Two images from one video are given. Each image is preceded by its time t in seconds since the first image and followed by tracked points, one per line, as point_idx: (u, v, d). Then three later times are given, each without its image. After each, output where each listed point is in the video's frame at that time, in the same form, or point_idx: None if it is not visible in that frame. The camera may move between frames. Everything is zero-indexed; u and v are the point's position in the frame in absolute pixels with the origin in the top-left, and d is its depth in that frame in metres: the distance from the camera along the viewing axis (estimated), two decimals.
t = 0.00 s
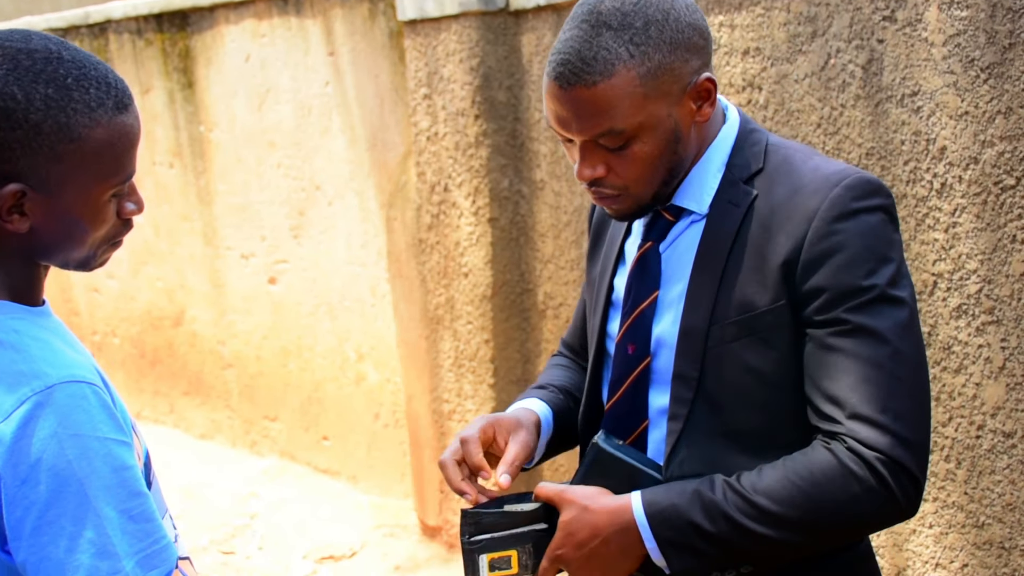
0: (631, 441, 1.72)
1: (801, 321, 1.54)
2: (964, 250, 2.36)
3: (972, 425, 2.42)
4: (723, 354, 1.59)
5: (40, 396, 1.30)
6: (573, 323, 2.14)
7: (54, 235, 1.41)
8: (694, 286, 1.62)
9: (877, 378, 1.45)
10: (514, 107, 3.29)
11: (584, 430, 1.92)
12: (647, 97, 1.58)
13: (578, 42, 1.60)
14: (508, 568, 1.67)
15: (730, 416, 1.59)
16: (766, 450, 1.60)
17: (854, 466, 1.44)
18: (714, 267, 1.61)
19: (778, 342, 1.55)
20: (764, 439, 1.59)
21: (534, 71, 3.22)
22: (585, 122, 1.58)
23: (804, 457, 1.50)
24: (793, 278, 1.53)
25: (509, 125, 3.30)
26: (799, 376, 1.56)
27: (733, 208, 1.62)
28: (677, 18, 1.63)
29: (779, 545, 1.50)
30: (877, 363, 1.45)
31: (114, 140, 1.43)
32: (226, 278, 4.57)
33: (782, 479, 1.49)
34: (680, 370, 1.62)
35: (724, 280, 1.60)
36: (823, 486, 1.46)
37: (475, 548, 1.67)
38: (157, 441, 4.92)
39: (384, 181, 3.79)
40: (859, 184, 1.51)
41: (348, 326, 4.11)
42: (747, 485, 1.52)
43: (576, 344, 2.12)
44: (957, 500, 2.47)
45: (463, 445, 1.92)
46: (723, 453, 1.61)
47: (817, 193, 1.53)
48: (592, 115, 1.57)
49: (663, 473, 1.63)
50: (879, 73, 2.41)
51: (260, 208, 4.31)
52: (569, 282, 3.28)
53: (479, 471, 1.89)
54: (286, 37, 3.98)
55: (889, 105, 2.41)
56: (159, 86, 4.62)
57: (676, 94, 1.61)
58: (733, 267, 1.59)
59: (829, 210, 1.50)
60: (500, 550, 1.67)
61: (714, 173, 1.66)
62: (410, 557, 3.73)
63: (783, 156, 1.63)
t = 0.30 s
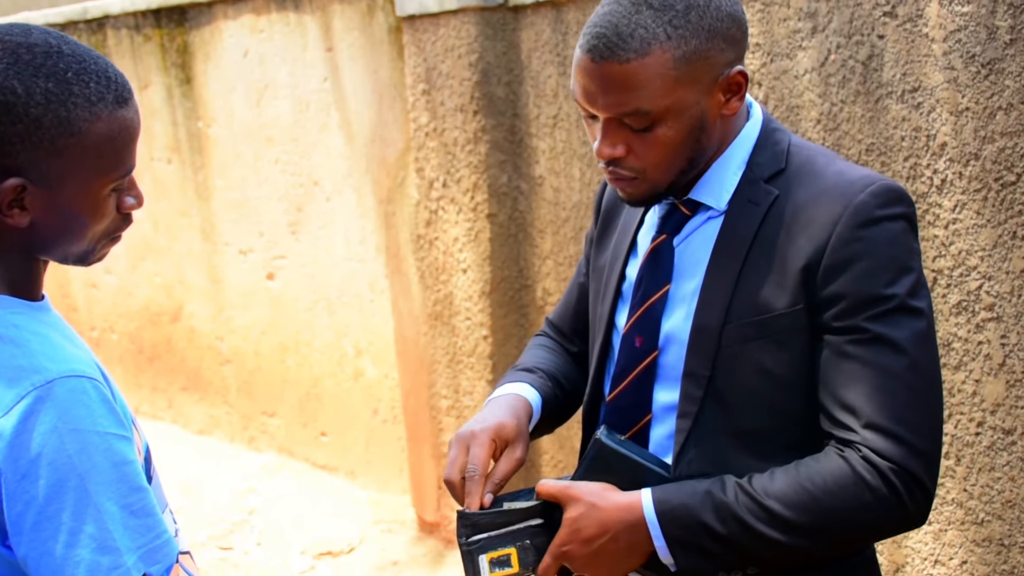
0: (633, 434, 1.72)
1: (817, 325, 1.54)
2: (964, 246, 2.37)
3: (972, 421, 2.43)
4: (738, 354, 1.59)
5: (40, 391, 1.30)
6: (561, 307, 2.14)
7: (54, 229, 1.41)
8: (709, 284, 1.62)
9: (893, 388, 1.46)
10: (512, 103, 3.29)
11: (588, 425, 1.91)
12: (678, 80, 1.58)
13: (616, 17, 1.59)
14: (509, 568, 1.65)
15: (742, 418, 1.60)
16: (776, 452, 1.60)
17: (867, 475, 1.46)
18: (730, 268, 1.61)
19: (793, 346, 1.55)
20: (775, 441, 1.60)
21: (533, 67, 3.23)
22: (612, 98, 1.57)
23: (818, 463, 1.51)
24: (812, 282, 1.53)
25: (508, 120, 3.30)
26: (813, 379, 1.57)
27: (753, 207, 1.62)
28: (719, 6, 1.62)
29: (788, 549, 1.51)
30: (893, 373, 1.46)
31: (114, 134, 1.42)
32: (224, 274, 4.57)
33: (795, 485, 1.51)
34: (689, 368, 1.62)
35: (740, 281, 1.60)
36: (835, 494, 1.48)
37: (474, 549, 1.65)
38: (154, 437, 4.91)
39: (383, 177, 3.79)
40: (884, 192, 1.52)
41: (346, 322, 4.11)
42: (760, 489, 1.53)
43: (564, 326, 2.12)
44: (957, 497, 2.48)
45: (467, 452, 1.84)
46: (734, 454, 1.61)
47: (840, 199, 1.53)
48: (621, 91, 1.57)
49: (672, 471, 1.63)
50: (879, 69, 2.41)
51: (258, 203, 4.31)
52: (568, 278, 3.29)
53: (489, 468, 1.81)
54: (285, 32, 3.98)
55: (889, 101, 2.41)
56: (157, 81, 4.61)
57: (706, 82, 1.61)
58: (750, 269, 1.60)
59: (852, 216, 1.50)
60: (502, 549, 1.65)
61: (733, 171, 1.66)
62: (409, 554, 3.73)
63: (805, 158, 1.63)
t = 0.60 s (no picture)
0: (643, 432, 1.73)
1: (834, 327, 1.53)
2: (964, 242, 2.36)
3: (971, 417, 2.43)
4: (751, 354, 1.58)
5: (41, 387, 1.29)
6: (561, 303, 2.14)
7: (55, 225, 1.41)
8: (721, 283, 1.62)
9: (912, 391, 1.45)
10: (512, 98, 3.29)
11: (596, 424, 1.91)
12: (690, 60, 1.58)
13: None
14: (523, 569, 1.65)
15: (756, 418, 1.59)
16: (789, 452, 1.60)
17: (888, 478, 1.46)
18: (744, 268, 1.60)
19: (808, 346, 1.55)
20: (787, 440, 1.60)
21: (532, 62, 3.23)
22: (623, 63, 1.59)
23: (838, 465, 1.51)
24: (829, 283, 1.52)
25: (507, 116, 3.29)
26: (826, 379, 1.56)
27: (766, 206, 1.61)
28: None
29: (808, 551, 1.51)
30: (913, 377, 1.45)
31: (116, 130, 1.42)
32: (223, 270, 4.56)
33: (816, 487, 1.50)
34: (702, 367, 1.62)
35: (753, 282, 1.59)
36: (856, 497, 1.48)
37: (486, 550, 1.67)
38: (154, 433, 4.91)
39: (382, 173, 3.79)
40: (900, 192, 1.51)
41: (345, 318, 4.11)
42: (780, 491, 1.52)
43: (564, 322, 2.12)
44: (956, 492, 2.48)
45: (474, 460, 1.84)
46: (747, 453, 1.61)
47: (855, 200, 1.53)
48: (631, 57, 1.58)
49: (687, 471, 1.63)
50: (879, 64, 2.40)
51: (257, 199, 4.30)
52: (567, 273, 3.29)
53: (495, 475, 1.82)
54: (283, 27, 3.97)
55: (889, 97, 2.41)
56: (156, 76, 4.60)
57: (718, 69, 1.60)
58: (764, 269, 1.59)
59: (869, 218, 1.50)
60: (514, 552, 1.66)
61: (744, 168, 1.66)
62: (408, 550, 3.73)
63: (819, 157, 1.63)
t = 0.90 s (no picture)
0: (647, 427, 1.74)
1: (841, 325, 1.54)
2: (963, 240, 2.37)
3: (970, 415, 2.44)
4: (757, 351, 1.58)
5: (42, 380, 1.29)
6: (562, 297, 2.14)
7: (57, 220, 1.41)
8: (727, 280, 1.62)
9: (919, 389, 1.46)
10: (511, 95, 3.29)
11: (600, 419, 1.91)
12: (705, 54, 1.58)
13: None
14: (528, 563, 1.64)
15: (762, 415, 1.60)
16: (795, 449, 1.61)
17: (895, 476, 1.46)
18: (751, 265, 1.60)
19: (815, 344, 1.55)
20: (792, 437, 1.60)
21: (532, 59, 3.23)
22: (637, 54, 1.59)
23: (845, 462, 1.51)
24: (837, 282, 1.52)
25: (506, 112, 3.29)
26: (833, 377, 1.57)
27: (774, 204, 1.61)
28: None
29: (814, 548, 1.51)
30: (920, 375, 1.46)
31: (118, 126, 1.42)
32: (222, 265, 4.56)
33: (823, 484, 1.51)
34: (708, 363, 1.62)
35: (761, 279, 1.59)
36: (863, 493, 1.48)
37: (490, 544, 1.66)
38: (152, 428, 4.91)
39: (381, 169, 3.79)
40: (909, 191, 1.51)
41: (344, 314, 4.11)
42: (787, 487, 1.53)
43: (565, 315, 2.12)
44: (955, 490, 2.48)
45: (485, 459, 1.83)
46: (753, 450, 1.62)
47: (863, 198, 1.53)
48: (645, 49, 1.58)
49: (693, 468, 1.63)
50: (879, 62, 2.41)
51: (256, 194, 4.30)
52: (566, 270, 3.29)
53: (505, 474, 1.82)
54: (283, 23, 3.97)
55: (889, 95, 2.41)
56: (154, 72, 4.59)
57: (732, 64, 1.61)
58: (771, 267, 1.59)
59: (878, 217, 1.50)
60: (518, 546, 1.66)
61: (752, 165, 1.66)
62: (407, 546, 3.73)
63: (826, 155, 1.63)
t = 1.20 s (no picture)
0: (655, 424, 1.75)
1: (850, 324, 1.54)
2: (966, 241, 2.38)
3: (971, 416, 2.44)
4: (767, 349, 1.59)
5: (47, 374, 1.30)
6: (560, 288, 2.14)
7: (62, 214, 1.41)
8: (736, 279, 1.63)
9: (928, 389, 1.46)
10: (513, 93, 3.29)
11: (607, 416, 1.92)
12: (716, 76, 1.58)
13: (656, 10, 1.58)
14: (536, 557, 1.66)
15: (770, 413, 1.60)
16: (802, 447, 1.61)
17: (903, 474, 1.47)
18: (761, 264, 1.61)
19: (824, 343, 1.55)
20: (800, 436, 1.61)
21: (534, 57, 3.23)
22: (647, 90, 1.58)
23: (852, 460, 1.51)
24: (848, 281, 1.53)
25: (509, 110, 3.29)
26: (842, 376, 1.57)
27: (785, 203, 1.62)
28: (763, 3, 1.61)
29: (821, 545, 1.52)
30: (929, 375, 1.46)
31: (125, 121, 1.42)
32: (222, 261, 4.57)
33: (831, 482, 1.51)
34: (716, 361, 1.63)
35: (771, 278, 1.60)
36: (871, 492, 1.48)
37: (498, 539, 1.67)
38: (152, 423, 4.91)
39: (382, 166, 3.80)
40: (920, 192, 1.52)
41: (344, 310, 4.11)
42: (794, 485, 1.53)
43: (563, 306, 2.13)
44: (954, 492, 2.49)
45: (492, 456, 1.83)
46: (761, 448, 1.62)
47: (875, 198, 1.54)
48: (656, 84, 1.57)
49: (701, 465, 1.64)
50: (883, 63, 2.41)
51: (257, 190, 4.30)
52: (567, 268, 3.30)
53: (512, 471, 1.82)
54: (285, 19, 3.97)
55: (893, 96, 2.42)
56: (156, 66, 4.59)
57: (744, 78, 1.61)
58: (781, 266, 1.60)
59: (890, 217, 1.51)
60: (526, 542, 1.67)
61: (764, 167, 1.67)
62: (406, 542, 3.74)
63: (837, 156, 1.64)
